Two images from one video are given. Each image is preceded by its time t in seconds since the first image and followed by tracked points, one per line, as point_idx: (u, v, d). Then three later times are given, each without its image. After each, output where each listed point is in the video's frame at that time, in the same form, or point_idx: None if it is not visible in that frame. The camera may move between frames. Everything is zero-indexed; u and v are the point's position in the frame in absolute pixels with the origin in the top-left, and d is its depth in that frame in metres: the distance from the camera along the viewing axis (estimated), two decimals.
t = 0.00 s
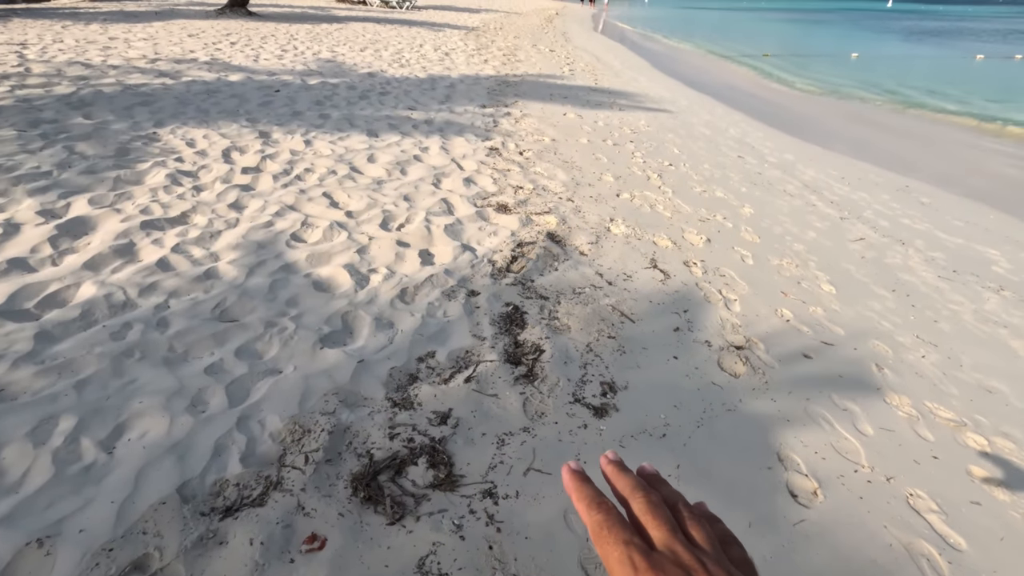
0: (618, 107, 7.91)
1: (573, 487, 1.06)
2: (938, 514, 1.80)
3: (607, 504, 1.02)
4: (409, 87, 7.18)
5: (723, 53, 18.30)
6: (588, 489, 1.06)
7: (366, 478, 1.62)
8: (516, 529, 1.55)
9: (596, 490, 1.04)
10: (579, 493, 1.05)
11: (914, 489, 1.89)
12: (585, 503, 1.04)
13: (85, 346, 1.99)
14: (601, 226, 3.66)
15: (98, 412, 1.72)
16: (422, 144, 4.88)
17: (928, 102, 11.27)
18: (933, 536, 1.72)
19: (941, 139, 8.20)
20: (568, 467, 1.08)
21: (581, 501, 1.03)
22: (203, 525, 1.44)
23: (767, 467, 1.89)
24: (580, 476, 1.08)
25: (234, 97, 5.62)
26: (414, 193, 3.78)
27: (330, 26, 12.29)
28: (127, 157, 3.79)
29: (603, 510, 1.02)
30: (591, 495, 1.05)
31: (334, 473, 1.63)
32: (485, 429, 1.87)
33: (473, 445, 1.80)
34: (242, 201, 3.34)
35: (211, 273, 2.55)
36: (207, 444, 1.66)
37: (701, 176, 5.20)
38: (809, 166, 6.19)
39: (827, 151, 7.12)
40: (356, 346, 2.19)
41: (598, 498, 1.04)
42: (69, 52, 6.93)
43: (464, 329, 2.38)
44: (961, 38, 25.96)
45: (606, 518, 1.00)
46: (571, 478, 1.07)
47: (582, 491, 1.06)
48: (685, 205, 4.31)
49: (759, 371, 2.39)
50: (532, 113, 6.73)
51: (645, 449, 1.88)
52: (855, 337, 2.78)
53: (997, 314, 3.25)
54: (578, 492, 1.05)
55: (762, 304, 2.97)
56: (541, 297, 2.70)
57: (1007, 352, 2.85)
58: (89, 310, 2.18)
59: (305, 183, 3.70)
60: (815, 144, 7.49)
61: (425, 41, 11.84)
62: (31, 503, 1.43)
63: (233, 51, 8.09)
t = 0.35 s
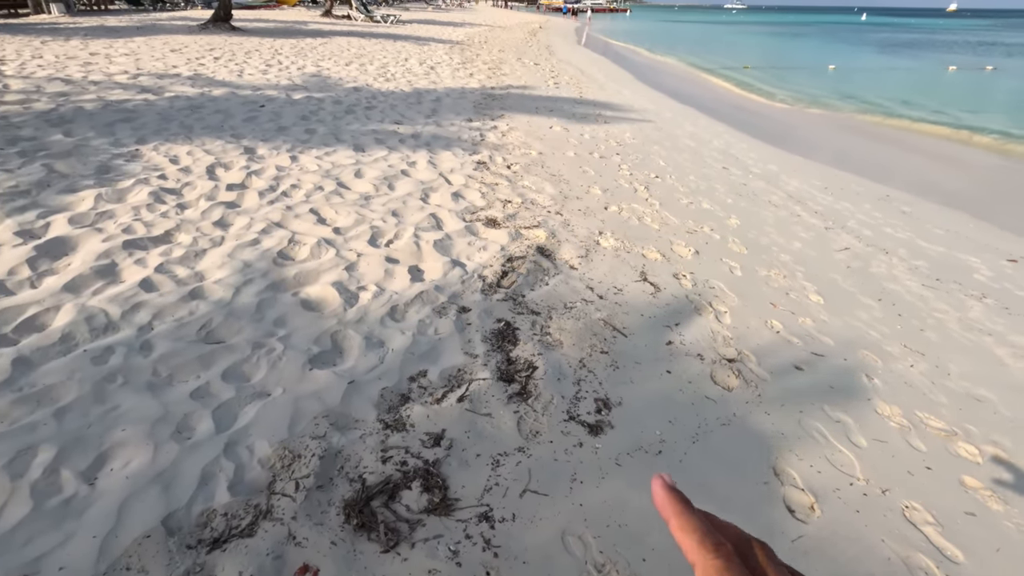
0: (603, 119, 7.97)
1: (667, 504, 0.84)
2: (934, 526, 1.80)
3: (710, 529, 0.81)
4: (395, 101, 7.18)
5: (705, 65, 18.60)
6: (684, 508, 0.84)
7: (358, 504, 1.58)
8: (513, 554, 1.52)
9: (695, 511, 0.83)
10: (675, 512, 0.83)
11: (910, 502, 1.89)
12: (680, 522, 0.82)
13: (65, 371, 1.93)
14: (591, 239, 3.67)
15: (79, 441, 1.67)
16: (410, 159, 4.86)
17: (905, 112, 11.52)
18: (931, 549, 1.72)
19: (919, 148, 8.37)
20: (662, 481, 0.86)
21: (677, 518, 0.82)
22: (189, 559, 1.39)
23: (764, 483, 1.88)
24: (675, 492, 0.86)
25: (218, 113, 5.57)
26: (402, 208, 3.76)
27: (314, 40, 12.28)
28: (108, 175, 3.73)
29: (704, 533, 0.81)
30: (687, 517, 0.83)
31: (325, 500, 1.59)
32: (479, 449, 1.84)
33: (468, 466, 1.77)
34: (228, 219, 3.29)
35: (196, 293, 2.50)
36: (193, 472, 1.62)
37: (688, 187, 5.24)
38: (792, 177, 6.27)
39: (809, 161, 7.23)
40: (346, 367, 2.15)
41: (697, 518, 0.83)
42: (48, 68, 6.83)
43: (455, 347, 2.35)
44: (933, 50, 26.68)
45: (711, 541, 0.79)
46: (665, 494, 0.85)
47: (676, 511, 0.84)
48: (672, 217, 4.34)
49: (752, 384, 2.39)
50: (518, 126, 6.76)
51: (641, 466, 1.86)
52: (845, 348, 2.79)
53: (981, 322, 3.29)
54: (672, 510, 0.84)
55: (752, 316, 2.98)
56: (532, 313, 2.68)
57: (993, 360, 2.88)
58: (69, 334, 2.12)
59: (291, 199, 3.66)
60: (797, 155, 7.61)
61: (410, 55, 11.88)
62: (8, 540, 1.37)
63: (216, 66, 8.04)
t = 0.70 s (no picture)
0: (585, 137, 8.07)
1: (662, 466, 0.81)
2: (915, 540, 1.82)
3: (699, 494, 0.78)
4: (378, 121, 7.21)
5: (684, 82, 18.96)
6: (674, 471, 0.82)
7: (339, 534, 1.56)
8: None
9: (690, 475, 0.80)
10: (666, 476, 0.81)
11: (890, 516, 1.90)
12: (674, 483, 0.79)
13: (36, 403, 1.88)
14: (574, 257, 3.70)
15: (50, 476, 1.63)
16: (393, 179, 4.87)
17: (878, 127, 11.83)
18: (913, 565, 1.73)
19: (893, 163, 8.58)
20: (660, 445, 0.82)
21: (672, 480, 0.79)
22: None
23: (747, 501, 1.89)
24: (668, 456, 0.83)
25: (199, 134, 5.55)
26: (385, 228, 3.75)
27: (298, 61, 12.32)
28: (86, 198, 3.68)
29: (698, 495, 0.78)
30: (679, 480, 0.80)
31: (305, 530, 1.56)
32: (462, 474, 1.83)
33: (451, 491, 1.75)
34: (208, 242, 3.26)
35: (174, 319, 2.46)
36: (168, 505, 1.58)
37: (669, 204, 5.31)
38: (771, 192, 6.39)
39: (787, 176, 7.38)
40: (327, 392, 2.13)
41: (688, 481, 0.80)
42: (26, 90, 6.77)
43: (438, 369, 2.34)
44: (903, 67, 27.51)
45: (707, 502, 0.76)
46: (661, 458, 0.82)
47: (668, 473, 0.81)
48: (654, 234, 4.39)
49: (735, 400, 2.41)
50: (501, 145, 6.82)
51: (624, 488, 1.86)
52: (824, 362, 2.83)
53: (956, 334, 3.35)
54: (664, 471, 0.81)
55: (733, 332, 3.01)
56: (515, 332, 2.68)
57: (968, 371, 2.93)
58: (41, 363, 2.08)
59: (273, 221, 3.65)
60: (775, 170, 7.75)
61: (393, 74, 11.96)
62: None
63: (198, 87, 8.02)
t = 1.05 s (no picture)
0: (569, 153, 8.18)
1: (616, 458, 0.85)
2: (892, 549, 1.87)
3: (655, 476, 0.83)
4: (363, 139, 7.25)
5: (665, 97, 19.28)
6: (638, 461, 0.86)
7: (327, 557, 1.56)
8: None
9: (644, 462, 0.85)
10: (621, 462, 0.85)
11: (869, 526, 1.95)
12: (630, 473, 0.84)
13: (17, 430, 1.86)
14: (558, 273, 3.74)
15: (33, 506, 1.61)
16: (378, 197, 4.90)
17: (853, 142, 12.15)
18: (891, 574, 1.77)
19: (868, 175, 8.81)
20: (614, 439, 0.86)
21: (626, 470, 0.83)
22: None
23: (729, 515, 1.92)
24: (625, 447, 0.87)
25: (182, 154, 5.53)
26: (371, 247, 3.78)
27: (282, 78, 12.35)
28: (67, 220, 3.65)
29: (652, 485, 0.82)
30: (640, 468, 0.85)
31: (292, 555, 1.56)
32: (450, 494, 1.84)
33: (438, 512, 1.77)
34: (192, 263, 3.25)
35: (158, 342, 2.45)
36: (154, 532, 1.58)
37: (651, 219, 5.41)
38: (750, 206, 6.53)
39: (766, 190, 7.54)
40: (314, 413, 2.14)
41: (649, 472, 0.84)
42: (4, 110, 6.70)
43: (425, 389, 2.36)
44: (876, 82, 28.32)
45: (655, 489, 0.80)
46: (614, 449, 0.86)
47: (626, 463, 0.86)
48: (637, 249, 4.46)
49: (717, 414, 2.46)
50: (486, 162, 6.89)
51: (610, 503, 1.89)
52: (804, 374, 2.90)
53: (930, 343, 3.45)
54: (624, 463, 0.85)
55: (715, 346, 3.07)
56: (501, 351, 2.71)
57: (942, 381, 3.02)
58: (23, 390, 2.06)
59: (258, 241, 3.65)
60: (754, 184, 7.92)
61: (378, 91, 12.04)
62: None
63: (181, 105, 8.00)
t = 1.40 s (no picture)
0: (554, 163, 8.24)
1: (638, 483, 0.93)
2: (873, 553, 1.89)
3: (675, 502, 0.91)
4: (348, 150, 7.25)
5: (649, 107, 19.51)
6: (658, 488, 0.94)
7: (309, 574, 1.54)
8: None
9: (666, 488, 0.93)
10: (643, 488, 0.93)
11: (850, 530, 1.98)
12: (653, 499, 0.92)
13: None
14: (543, 283, 3.76)
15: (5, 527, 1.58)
16: (363, 209, 4.89)
17: (832, 151, 12.38)
18: None
19: (847, 184, 8.98)
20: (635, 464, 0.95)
21: (649, 496, 0.92)
22: None
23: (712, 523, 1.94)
24: (647, 473, 0.95)
25: (164, 166, 5.49)
26: (355, 259, 3.77)
27: (266, 90, 12.32)
28: (45, 234, 3.60)
29: (673, 509, 0.90)
30: (662, 495, 0.93)
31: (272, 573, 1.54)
32: (434, 507, 1.83)
33: (422, 525, 1.76)
34: (173, 277, 3.21)
35: (138, 358, 2.42)
36: (131, 552, 1.55)
37: (636, 228, 5.46)
38: (733, 214, 6.63)
39: (748, 198, 7.65)
40: (297, 428, 2.12)
41: (668, 497, 0.92)
42: None
43: (409, 401, 2.35)
44: (854, 92, 28.95)
45: (674, 515, 0.88)
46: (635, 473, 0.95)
47: (648, 488, 0.94)
48: (621, 258, 4.50)
49: (701, 422, 2.47)
50: (471, 173, 6.92)
51: (594, 513, 1.89)
52: (786, 380, 2.93)
53: (908, 348, 3.51)
54: (646, 489, 0.94)
55: (699, 353, 3.10)
56: (486, 361, 2.71)
57: (921, 385, 3.07)
58: None
59: (241, 254, 3.62)
60: (737, 192, 8.03)
61: (363, 103, 12.05)
62: None
63: (164, 117, 7.95)
